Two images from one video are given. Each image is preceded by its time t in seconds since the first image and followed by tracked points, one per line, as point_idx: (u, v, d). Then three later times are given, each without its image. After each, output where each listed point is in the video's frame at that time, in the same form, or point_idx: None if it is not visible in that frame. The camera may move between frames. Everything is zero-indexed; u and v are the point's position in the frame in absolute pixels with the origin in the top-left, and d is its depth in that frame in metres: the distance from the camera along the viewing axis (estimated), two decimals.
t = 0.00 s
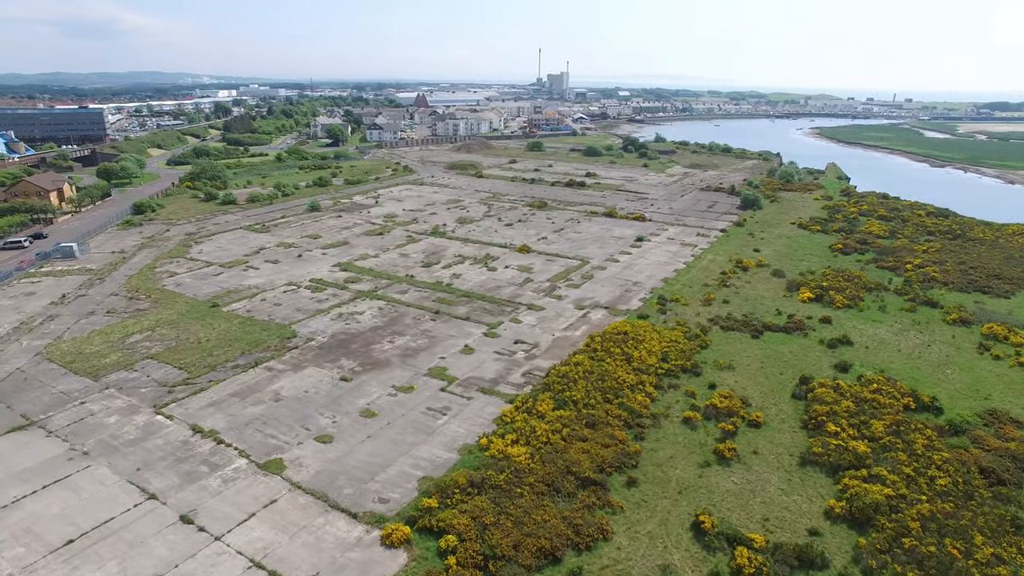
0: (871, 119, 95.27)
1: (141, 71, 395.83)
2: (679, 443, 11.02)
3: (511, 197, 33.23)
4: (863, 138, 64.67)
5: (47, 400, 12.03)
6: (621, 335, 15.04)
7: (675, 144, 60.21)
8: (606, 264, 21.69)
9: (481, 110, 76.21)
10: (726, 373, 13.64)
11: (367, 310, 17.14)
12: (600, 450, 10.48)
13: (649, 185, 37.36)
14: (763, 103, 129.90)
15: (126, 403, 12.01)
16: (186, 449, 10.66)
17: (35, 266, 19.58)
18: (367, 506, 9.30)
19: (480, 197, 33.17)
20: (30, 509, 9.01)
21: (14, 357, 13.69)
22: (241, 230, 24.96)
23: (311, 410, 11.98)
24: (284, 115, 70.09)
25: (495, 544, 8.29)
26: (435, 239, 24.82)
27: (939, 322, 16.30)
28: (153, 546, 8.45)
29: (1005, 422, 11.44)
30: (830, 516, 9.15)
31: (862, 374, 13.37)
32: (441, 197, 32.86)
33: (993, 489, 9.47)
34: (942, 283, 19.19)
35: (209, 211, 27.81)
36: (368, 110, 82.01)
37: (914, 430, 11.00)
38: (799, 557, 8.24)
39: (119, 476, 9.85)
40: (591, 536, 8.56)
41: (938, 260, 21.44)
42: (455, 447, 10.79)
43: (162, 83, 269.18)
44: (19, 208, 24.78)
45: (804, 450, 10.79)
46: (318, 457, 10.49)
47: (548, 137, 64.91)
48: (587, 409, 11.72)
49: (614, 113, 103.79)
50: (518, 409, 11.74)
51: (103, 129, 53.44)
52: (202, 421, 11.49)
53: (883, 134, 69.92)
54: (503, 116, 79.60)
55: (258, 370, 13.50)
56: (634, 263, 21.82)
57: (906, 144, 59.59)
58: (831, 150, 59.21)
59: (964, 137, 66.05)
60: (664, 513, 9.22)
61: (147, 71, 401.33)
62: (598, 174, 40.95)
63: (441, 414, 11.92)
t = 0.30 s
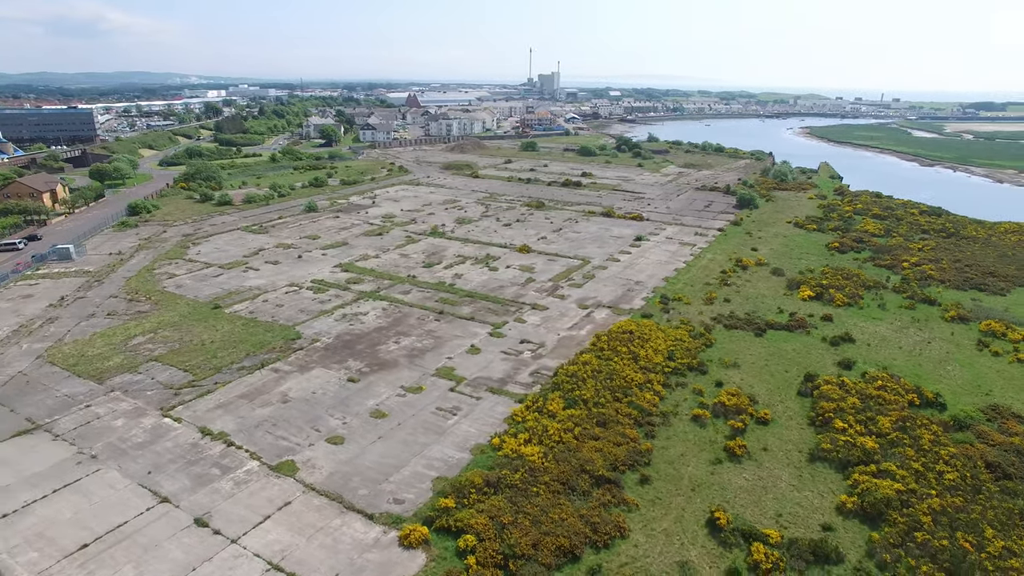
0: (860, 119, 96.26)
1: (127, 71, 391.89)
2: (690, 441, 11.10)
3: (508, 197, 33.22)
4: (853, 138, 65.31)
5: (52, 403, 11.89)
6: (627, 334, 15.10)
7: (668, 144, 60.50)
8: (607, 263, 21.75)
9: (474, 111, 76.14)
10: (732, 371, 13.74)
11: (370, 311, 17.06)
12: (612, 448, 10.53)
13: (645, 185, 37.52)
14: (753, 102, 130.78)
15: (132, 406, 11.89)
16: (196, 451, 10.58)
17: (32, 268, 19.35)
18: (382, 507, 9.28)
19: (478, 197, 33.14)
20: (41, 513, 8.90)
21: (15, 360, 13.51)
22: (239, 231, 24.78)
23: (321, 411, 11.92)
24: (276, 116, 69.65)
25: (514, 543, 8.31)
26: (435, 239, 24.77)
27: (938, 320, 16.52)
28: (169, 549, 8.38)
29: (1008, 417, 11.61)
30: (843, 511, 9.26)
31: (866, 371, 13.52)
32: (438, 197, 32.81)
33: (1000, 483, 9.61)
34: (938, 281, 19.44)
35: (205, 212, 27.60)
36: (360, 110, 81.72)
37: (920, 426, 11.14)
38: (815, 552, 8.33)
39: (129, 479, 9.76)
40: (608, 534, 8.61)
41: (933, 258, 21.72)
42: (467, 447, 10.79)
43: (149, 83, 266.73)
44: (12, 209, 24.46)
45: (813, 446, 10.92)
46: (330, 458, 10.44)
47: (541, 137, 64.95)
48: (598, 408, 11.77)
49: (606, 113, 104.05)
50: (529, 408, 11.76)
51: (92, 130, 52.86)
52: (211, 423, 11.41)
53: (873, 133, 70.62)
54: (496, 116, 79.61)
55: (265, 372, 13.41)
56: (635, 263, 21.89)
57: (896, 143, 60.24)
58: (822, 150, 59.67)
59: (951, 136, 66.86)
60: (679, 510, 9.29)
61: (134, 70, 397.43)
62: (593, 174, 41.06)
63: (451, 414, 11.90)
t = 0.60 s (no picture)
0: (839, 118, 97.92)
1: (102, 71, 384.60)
2: (693, 437, 11.27)
3: (497, 197, 33.12)
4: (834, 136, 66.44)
5: (47, 409, 11.67)
6: (625, 332, 15.22)
7: (653, 143, 60.97)
8: (600, 262, 21.87)
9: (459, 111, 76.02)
10: (730, 367, 13.97)
11: (367, 312, 16.94)
12: (618, 445, 10.64)
13: (633, 184, 37.81)
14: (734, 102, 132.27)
15: (130, 411, 11.73)
16: (199, 456, 10.47)
17: (17, 272, 18.97)
18: (392, 508, 9.26)
19: (467, 197, 33.07)
20: (43, 522, 8.74)
21: (5, 367, 13.24)
22: (228, 234, 24.50)
23: (324, 413, 11.84)
24: (258, 116, 68.88)
25: (528, 541, 8.37)
26: (427, 239, 24.67)
27: (927, 315, 16.89)
28: (178, 555, 8.28)
29: (999, 408, 11.95)
30: (846, 503, 9.49)
31: (860, 366, 13.81)
32: (427, 197, 32.65)
33: (995, 472, 9.91)
34: (925, 276, 19.96)
35: (192, 215, 27.25)
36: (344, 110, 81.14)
37: (915, 419, 11.44)
38: (822, 544, 8.53)
39: (133, 485, 9.62)
40: (620, 530, 8.73)
41: (919, 254, 22.27)
42: (474, 446, 10.81)
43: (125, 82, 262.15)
44: None
45: (813, 440, 11.18)
46: (336, 460, 10.38)
47: (527, 137, 65.05)
48: (601, 405, 11.88)
49: (589, 113, 104.50)
50: (533, 407, 11.82)
51: (70, 131, 51.83)
52: (213, 427, 11.30)
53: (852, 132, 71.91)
54: (480, 116, 79.56)
55: (264, 375, 13.29)
56: (628, 262, 22.05)
57: (875, 142, 61.40)
58: (803, 148, 60.54)
59: (928, 135, 68.31)
60: (687, 505, 9.44)
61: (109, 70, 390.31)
62: (581, 173, 41.25)
63: (455, 414, 11.89)
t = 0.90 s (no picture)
0: (813, 116, 99.99)
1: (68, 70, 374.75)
2: (693, 432, 11.60)
3: (482, 197, 32.60)
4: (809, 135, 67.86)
5: (38, 417, 11.45)
6: (620, 329, 15.42)
7: (634, 142, 61.54)
8: (590, 261, 22.03)
9: (439, 111, 75.76)
10: (724, 363, 14.40)
11: (359, 313, 16.75)
12: (620, 441, 10.86)
13: (616, 183, 38.12)
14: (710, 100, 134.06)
15: (125, 418, 11.59)
16: (199, 461, 10.37)
17: None
18: (400, 509, 9.27)
19: (452, 196, 32.97)
20: (44, 531, 8.58)
21: None
22: (212, 236, 24.18)
23: (323, 416, 11.75)
24: (235, 117, 67.92)
25: (538, 538, 8.51)
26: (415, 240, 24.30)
27: (910, 309, 17.87)
28: (186, 562, 8.20)
29: (983, 398, 12.64)
30: (845, 493, 9.95)
31: (849, 360, 14.51)
32: (412, 197, 32.31)
33: (985, 460, 10.50)
34: (906, 271, 20.95)
35: (173, 218, 26.81)
36: (322, 110, 80.30)
37: (906, 409, 12.09)
38: (825, 533, 8.94)
39: (133, 493, 9.50)
40: (628, 525, 8.93)
41: (899, 250, 23.22)
42: (477, 445, 10.87)
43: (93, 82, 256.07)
44: None
45: (810, 433, 11.67)
46: (340, 463, 10.34)
47: (509, 137, 65.06)
48: (601, 402, 12.08)
49: (569, 113, 104.97)
50: (533, 405, 11.93)
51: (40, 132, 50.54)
52: (211, 432, 11.19)
53: (827, 130, 73.49)
54: (461, 116, 79.37)
55: (260, 378, 13.17)
56: (617, 260, 22.25)
57: (850, 140, 62.95)
58: (780, 146, 61.65)
59: (899, 133, 70.07)
60: (691, 499, 9.73)
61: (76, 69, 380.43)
62: (565, 172, 41.44)
63: (456, 414, 11.91)
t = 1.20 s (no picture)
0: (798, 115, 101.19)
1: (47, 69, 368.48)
2: (700, 428, 11.91)
3: (476, 197, 32.56)
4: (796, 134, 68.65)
5: (42, 421, 11.38)
6: (623, 328, 15.59)
7: (623, 141, 61.83)
8: (588, 260, 22.14)
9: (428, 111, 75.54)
10: (726, 360, 14.75)
11: (361, 314, 16.69)
12: (630, 439, 11.09)
13: (609, 182, 38.29)
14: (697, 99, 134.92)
15: (131, 421, 11.57)
16: (209, 464, 10.35)
17: None
18: (416, 509, 9.30)
19: (446, 196, 32.88)
20: (57, 536, 8.54)
21: None
22: (206, 238, 24.01)
23: (332, 417, 11.72)
24: (222, 117, 67.29)
25: (557, 534, 8.67)
26: (412, 239, 24.19)
27: (905, 305, 18.62)
28: (204, 564, 8.19)
29: (980, 392, 13.22)
30: (852, 487, 10.37)
31: (849, 356, 15.07)
32: (405, 197, 32.15)
33: (986, 453, 11.00)
34: (899, 268, 21.75)
35: (166, 220, 26.60)
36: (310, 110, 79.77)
37: (908, 404, 12.63)
38: (836, 526, 9.32)
39: (145, 496, 9.49)
40: (643, 521, 9.16)
41: (890, 247, 23.95)
42: (488, 444, 10.93)
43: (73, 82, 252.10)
44: None
45: (815, 428, 12.12)
46: (352, 463, 10.33)
47: (499, 137, 65.02)
48: (609, 400, 12.28)
49: (557, 113, 105.21)
50: (542, 404, 12.04)
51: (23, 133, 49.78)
52: (220, 434, 11.16)
53: (813, 129, 74.40)
54: (450, 116, 79.19)
55: (265, 379, 13.12)
56: (614, 259, 22.39)
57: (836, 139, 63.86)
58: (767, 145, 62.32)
59: (882, 133, 70.07)
60: (703, 494, 10.04)
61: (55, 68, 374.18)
62: (557, 172, 41.54)
63: (465, 414, 11.94)
